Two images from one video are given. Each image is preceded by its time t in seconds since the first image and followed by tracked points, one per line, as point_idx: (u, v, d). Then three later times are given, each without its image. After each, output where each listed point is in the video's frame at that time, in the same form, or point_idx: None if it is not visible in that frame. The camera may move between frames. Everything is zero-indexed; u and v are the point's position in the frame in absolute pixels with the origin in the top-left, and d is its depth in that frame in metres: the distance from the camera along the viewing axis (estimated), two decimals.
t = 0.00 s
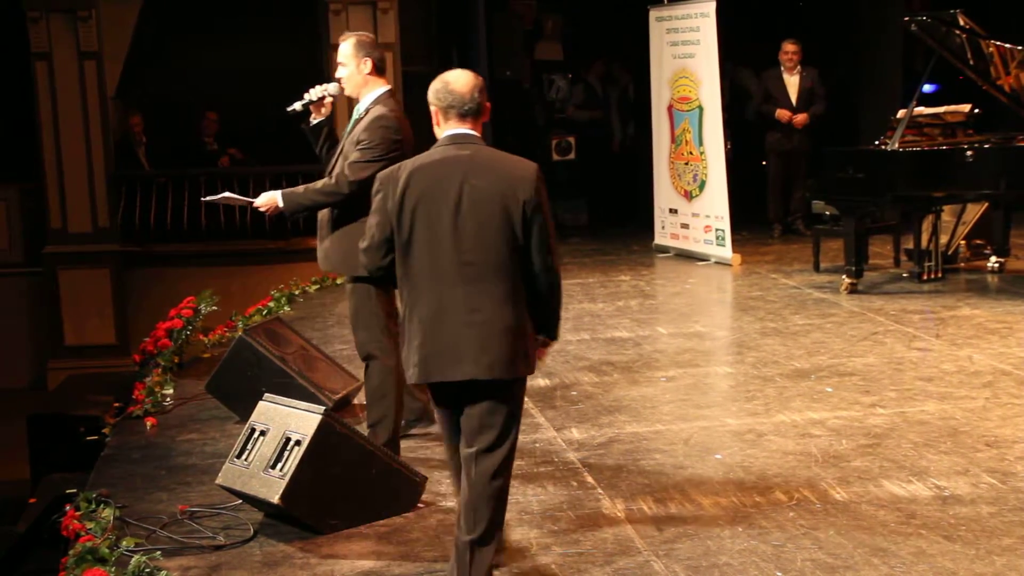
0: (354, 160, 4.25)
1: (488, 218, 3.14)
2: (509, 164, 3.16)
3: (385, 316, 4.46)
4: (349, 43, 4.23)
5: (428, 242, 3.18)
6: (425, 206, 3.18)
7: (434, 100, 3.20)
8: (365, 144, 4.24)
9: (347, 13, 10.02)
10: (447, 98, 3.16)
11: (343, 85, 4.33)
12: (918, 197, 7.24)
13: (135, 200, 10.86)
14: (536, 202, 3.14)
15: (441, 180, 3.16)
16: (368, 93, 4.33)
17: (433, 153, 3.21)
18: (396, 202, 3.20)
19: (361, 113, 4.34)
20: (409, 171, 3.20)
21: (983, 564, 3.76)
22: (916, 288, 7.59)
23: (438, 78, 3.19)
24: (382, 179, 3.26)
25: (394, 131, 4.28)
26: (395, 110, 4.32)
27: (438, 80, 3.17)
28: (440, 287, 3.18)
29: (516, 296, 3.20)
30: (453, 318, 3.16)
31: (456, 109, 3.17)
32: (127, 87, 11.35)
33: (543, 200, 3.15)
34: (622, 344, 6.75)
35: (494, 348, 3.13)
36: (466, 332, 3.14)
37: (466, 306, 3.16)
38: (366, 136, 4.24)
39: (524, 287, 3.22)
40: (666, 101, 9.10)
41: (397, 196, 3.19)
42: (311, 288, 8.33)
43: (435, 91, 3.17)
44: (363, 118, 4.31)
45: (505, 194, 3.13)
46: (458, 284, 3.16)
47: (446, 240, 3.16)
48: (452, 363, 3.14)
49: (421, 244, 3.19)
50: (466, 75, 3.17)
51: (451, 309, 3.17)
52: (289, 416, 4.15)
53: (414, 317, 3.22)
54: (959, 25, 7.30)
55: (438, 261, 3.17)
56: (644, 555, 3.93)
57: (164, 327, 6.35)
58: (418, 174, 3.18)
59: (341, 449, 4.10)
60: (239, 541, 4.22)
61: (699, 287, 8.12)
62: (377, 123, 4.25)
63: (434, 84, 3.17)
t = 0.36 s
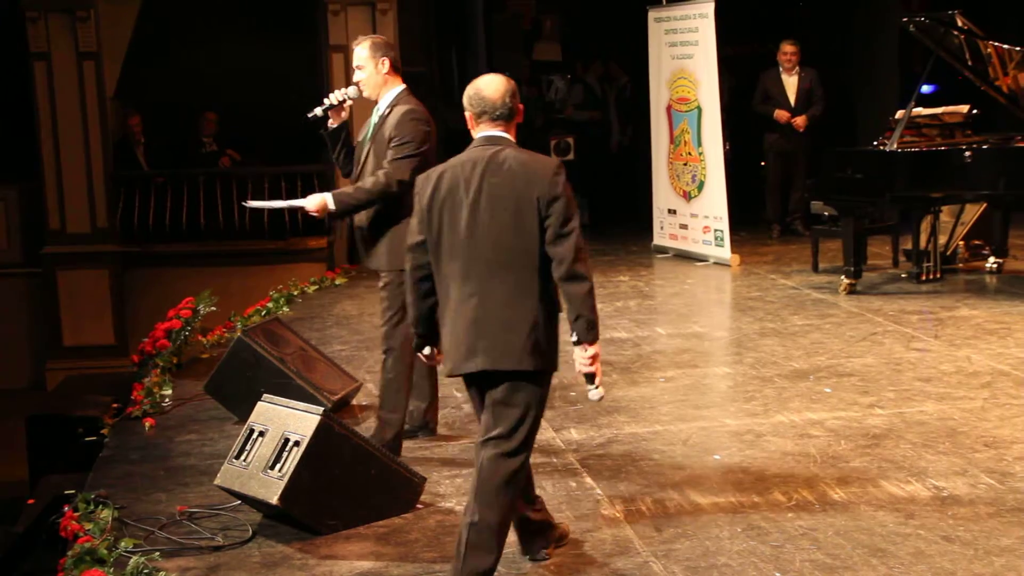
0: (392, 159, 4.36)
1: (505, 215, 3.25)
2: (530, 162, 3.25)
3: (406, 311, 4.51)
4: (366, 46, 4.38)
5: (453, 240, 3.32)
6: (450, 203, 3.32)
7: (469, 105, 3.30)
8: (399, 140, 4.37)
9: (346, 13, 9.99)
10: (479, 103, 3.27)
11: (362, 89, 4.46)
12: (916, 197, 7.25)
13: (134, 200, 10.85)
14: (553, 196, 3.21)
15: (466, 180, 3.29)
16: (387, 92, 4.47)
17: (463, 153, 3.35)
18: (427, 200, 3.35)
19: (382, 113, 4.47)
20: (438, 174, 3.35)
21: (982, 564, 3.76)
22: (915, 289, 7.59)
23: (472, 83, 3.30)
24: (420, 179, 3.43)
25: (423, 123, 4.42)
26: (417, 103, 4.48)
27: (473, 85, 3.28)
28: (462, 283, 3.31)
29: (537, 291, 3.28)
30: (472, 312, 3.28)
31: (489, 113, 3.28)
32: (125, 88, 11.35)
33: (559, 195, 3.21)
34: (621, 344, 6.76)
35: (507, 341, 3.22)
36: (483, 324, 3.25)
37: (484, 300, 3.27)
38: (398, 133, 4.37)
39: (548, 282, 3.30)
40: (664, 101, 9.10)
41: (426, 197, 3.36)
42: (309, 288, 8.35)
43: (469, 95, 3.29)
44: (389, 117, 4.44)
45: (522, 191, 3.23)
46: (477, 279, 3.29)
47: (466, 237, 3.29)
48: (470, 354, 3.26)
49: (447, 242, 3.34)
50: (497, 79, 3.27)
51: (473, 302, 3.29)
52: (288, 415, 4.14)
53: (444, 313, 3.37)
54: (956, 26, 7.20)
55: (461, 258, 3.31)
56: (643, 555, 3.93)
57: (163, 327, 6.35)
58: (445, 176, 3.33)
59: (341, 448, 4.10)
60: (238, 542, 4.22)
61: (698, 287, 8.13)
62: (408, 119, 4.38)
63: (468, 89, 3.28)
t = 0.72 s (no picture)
0: (414, 165, 4.48)
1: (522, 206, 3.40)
2: (542, 152, 3.40)
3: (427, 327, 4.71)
4: (385, 52, 4.50)
5: (476, 237, 3.49)
6: (469, 201, 3.49)
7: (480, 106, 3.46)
8: (419, 145, 4.49)
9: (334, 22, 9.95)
10: (490, 105, 3.44)
11: (380, 96, 4.59)
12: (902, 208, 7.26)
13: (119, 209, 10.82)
14: (566, 182, 3.35)
15: (483, 178, 3.45)
16: (403, 99, 4.60)
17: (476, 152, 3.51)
18: (447, 201, 3.53)
19: (399, 120, 4.60)
20: (456, 175, 3.51)
21: (965, 573, 3.77)
22: (900, 298, 7.61)
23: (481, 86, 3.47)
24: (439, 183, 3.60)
25: (442, 128, 4.53)
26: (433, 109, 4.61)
27: (484, 87, 3.44)
28: (489, 276, 3.48)
29: (560, 277, 3.43)
30: (500, 303, 3.45)
31: (500, 112, 3.44)
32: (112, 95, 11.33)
33: (571, 181, 3.35)
34: (607, 354, 6.75)
35: (536, 328, 3.39)
36: (511, 316, 3.42)
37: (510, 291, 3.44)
38: (419, 138, 4.50)
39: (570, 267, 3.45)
40: (652, 111, 9.12)
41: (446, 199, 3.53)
42: (295, 297, 8.34)
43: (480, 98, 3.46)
44: (407, 123, 4.57)
45: (536, 183, 3.38)
46: (503, 271, 3.45)
47: (488, 232, 3.46)
48: (499, 346, 3.42)
49: (472, 240, 3.51)
50: (506, 79, 3.44)
51: (499, 295, 3.46)
52: (274, 426, 4.13)
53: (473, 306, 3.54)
54: (941, 36, 7.20)
55: (485, 252, 3.47)
56: (628, 566, 3.93)
57: (148, 337, 6.33)
58: (462, 175, 3.49)
59: (327, 458, 4.10)
60: (223, 552, 4.21)
61: (685, 296, 8.14)
62: (427, 124, 4.51)
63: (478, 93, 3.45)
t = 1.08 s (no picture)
0: (413, 177, 4.68)
1: (542, 217, 3.55)
2: (558, 164, 3.56)
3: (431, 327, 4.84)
4: (401, 62, 4.59)
5: (489, 243, 3.57)
6: (484, 209, 3.56)
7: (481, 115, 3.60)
8: (420, 157, 4.68)
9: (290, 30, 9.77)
10: (494, 113, 3.57)
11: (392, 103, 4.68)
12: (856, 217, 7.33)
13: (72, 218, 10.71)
14: (586, 196, 3.54)
15: (500, 184, 3.54)
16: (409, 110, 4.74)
17: (487, 161, 3.58)
18: (458, 207, 3.56)
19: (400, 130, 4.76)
20: (466, 179, 3.56)
21: None
22: (854, 307, 7.69)
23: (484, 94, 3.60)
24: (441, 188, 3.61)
25: (442, 140, 4.73)
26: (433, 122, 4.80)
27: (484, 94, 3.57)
28: (500, 282, 3.57)
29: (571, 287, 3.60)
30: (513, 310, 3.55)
31: (503, 123, 3.58)
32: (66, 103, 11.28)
33: (591, 194, 3.55)
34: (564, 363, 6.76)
35: (552, 333, 3.54)
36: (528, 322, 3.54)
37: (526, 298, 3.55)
38: (419, 150, 4.69)
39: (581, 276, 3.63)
40: (608, 121, 9.15)
41: (456, 203, 3.56)
42: (251, 307, 8.30)
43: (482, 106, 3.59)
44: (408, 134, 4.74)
45: (557, 194, 3.54)
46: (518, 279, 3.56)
47: (505, 241, 3.55)
48: (517, 350, 3.53)
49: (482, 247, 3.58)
50: (507, 89, 3.57)
51: (515, 302, 3.56)
52: (229, 436, 4.11)
53: (477, 312, 3.61)
54: (893, 48, 7.21)
55: (499, 260, 3.56)
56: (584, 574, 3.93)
57: (102, 347, 6.27)
58: (475, 180, 3.54)
59: (283, 468, 4.08)
60: (176, 564, 4.17)
61: (642, 305, 8.17)
62: (428, 136, 4.70)
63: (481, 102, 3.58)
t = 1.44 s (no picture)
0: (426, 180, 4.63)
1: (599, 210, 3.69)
2: (610, 165, 3.72)
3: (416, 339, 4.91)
4: (399, 67, 4.56)
5: (552, 235, 3.61)
6: (551, 201, 3.59)
7: (541, 104, 3.64)
8: (426, 158, 4.65)
9: (250, 34, 9.74)
10: (554, 108, 3.63)
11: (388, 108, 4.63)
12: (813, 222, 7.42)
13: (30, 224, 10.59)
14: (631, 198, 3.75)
15: (566, 176, 3.62)
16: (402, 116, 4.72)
17: (545, 154, 3.62)
18: (528, 196, 3.56)
19: (397, 135, 4.71)
20: (533, 168, 3.58)
21: None
22: (814, 311, 7.73)
23: (546, 87, 3.66)
24: (504, 176, 3.56)
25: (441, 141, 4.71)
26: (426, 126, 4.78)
27: (547, 86, 3.67)
28: (558, 275, 3.63)
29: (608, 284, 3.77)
30: (572, 302, 3.62)
31: (558, 118, 3.63)
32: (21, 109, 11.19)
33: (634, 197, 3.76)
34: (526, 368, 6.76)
35: (604, 326, 3.68)
36: (587, 313, 3.64)
37: (584, 290, 3.65)
38: (425, 151, 4.66)
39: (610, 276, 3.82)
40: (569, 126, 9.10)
41: (525, 192, 3.55)
42: (212, 313, 8.26)
43: (543, 98, 3.64)
44: (406, 138, 4.70)
45: (611, 193, 3.69)
46: (577, 270, 3.64)
47: (568, 234, 3.62)
48: (576, 340, 3.62)
49: (543, 238, 3.62)
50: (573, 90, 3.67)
51: (573, 294, 3.64)
52: (190, 443, 4.08)
53: (532, 303, 3.63)
54: (851, 56, 7.22)
55: (560, 251, 3.62)
56: None
57: (59, 353, 6.20)
58: (544, 171, 3.58)
59: (242, 473, 4.03)
60: (134, 573, 4.14)
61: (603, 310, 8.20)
62: (430, 137, 4.68)
63: (542, 94, 3.64)
